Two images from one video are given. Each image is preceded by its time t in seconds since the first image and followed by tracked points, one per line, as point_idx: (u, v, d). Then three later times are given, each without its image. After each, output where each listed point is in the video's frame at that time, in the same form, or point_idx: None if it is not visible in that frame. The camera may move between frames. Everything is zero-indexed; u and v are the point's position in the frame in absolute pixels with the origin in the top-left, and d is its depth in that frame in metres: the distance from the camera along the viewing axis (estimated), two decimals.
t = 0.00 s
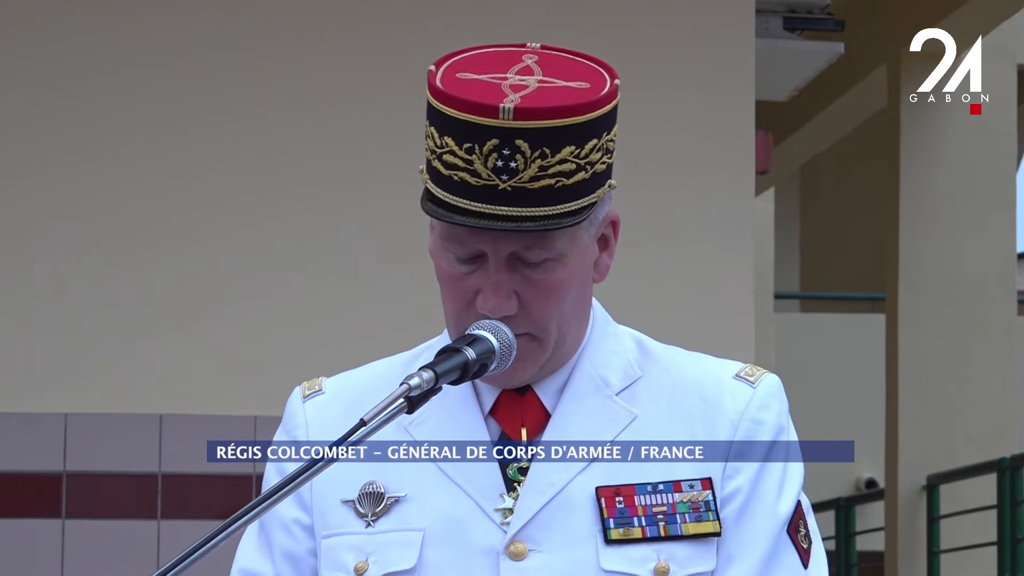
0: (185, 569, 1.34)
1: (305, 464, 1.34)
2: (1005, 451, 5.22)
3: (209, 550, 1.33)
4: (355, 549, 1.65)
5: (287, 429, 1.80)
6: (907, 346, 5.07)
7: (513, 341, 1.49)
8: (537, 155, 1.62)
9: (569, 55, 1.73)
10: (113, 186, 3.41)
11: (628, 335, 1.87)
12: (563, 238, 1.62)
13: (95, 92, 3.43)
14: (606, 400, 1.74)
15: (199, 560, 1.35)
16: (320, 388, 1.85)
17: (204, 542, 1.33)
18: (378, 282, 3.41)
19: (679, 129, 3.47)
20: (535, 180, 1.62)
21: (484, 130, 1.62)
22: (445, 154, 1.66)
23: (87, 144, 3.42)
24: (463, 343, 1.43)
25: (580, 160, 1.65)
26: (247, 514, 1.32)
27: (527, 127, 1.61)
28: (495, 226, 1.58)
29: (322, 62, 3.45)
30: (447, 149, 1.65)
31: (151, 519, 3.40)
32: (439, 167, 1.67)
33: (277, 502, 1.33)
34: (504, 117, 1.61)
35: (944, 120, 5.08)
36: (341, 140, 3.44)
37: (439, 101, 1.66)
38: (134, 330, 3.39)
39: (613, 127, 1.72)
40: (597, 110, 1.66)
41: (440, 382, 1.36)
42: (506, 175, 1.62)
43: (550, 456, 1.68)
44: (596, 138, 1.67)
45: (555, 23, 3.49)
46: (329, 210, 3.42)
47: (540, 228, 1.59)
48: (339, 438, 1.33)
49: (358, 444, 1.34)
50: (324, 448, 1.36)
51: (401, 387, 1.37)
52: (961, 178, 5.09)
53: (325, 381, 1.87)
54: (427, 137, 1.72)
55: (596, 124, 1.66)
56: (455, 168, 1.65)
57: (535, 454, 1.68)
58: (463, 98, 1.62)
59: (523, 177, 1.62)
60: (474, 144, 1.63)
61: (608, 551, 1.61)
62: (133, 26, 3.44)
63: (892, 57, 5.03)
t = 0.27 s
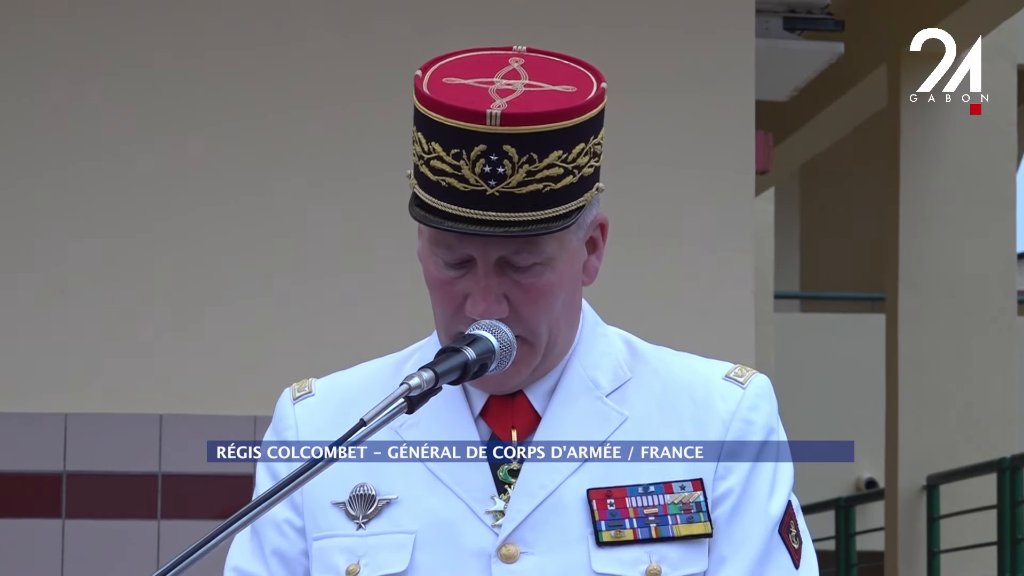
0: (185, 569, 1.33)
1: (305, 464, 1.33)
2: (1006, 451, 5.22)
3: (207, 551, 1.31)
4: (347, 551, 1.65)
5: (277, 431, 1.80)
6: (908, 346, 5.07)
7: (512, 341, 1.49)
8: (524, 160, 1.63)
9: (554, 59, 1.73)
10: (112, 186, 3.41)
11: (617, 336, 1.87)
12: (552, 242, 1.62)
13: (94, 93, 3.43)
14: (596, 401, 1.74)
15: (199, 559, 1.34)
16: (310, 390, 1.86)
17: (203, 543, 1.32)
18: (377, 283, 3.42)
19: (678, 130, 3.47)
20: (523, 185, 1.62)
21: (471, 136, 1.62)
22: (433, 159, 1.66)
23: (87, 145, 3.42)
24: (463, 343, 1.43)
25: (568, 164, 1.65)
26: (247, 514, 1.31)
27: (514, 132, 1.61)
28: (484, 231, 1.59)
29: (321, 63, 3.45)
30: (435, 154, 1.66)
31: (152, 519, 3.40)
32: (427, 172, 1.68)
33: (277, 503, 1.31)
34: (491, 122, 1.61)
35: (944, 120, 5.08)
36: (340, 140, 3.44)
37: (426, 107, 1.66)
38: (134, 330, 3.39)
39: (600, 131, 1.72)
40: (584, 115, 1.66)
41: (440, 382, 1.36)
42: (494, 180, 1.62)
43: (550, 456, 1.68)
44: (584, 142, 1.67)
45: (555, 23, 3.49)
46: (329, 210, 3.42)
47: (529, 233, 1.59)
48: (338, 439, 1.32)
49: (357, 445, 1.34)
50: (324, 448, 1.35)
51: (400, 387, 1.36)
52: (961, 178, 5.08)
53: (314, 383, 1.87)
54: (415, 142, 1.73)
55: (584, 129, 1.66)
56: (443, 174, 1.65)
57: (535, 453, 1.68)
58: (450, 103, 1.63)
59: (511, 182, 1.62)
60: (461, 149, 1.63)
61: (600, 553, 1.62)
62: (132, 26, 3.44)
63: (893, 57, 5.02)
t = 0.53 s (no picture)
0: (185, 568, 1.33)
1: (305, 464, 1.34)
2: (1006, 451, 5.22)
3: (208, 551, 1.31)
4: (344, 548, 1.65)
5: (272, 429, 1.80)
6: (908, 346, 5.07)
7: (512, 342, 1.49)
8: (523, 157, 1.63)
9: (551, 59, 1.73)
10: (113, 186, 3.42)
11: (612, 336, 1.88)
12: (550, 240, 1.62)
13: (94, 93, 3.43)
14: (593, 399, 1.74)
15: (199, 559, 1.34)
16: (305, 389, 1.85)
17: (204, 542, 1.32)
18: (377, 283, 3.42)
19: (679, 130, 3.47)
20: (521, 182, 1.62)
21: (470, 133, 1.62)
22: (431, 157, 1.66)
23: (87, 144, 3.42)
24: (463, 343, 1.43)
25: (566, 162, 1.65)
26: (247, 515, 1.31)
27: (513, 129, 1.61)
28: (482, 228, 1.59)
29: (321, 63, 3.45)
30: (433, 152, 1.65)
31: (152, 519, 3.40)
32: (424, 170, 1.67)
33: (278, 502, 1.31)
34: (490, 119, 1.61)
35: (944, 120, 5.08)
36: (341, 140, 3.44)
37: (425, 105, 1.66)
38: (133, 330, 3.39)
39: (596, 129, 1.72)
40: (582, 114, 1.66)
41: (441, 382, 1.36)
42: (493, 177, 1.62)
43: (550, 456, 1.68)
44: (581, 140, 1.67)
45: (554, 24, 3.49)
46: (329, 210, 3.42)
47: (527, 229, 1.59)
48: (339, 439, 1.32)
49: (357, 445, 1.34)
50: (324, 448, 1.35)
51: (401, 387, 1.36)
52: (962, 178, 5.08)
53: (309, 381, 1.87)
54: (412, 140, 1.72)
55: (581, 127, 1.67)
56: (441, 171, 1.65)
57: (534, 453, 1.68)
58: (449, 101, 1.62)
59: (510, 179, 1.62)
60: (460, 146, 1.63)
61: (598, 549, 1.62)
62: (132, 26, 3.44)
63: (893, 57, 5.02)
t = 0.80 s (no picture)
0: (185, 568, 1.33)
1: (305, 464, 1.34)
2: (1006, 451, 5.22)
3: (208, 550, 1.31)
4: (343, 545, 1.65)
5: (272, 428, 1.80)
6: (908, 346, 5.07)
7: (512, 342, 1.49)
8: (525, 151, 1.63)
9: (551, 59, 1.74)
10: (113, 187, 3.42)
11: (613, 336, 1.88)
12: (551, 235, 1.63)
13: (94, 93, 3.43)
14: (592, 398, 1.74)
15: (198, 560, 1.34)
16: (305, 387, 1.86)
17: (203, 542, 1.32)
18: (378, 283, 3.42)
19: (678, 130, 3.47)
20: (524, 176, 1.62)
21: (473, 126, 1.62)
22: (433, 152, 1.66)
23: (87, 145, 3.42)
24: (463, 343, 1.43)
25: (568, 158, 1.65)
26: (248, 515, 1.31)
27: (516, 122, 1.61)
28: (484, 222, 1.59)
29: (322, 63, 3.45)
30: (435, 146, 1.65)
31: (151, 519, 3.40)
32: (426, 165, 1.67)
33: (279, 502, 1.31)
34: (493, 112, 1.61)
35: (944, 120, 5.08)
36: (341, 140, 3.44)
37: (427, 99, 1.66)
38: (134, 330, 3.39)
39: (597, 127, 1.73)
40: (583, 110, 1.67)
41: (441, 383, 1.36)
42: (496, 171, 1.62)
43: (550, 456, 1.68)
44: (582, 136, 1.68)
45: (555, 24, 3.49)
46: (329, 210, 3.42)
47: (529, 223, 1.59)
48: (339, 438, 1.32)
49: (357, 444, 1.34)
50: (324, 448, 1.35)
51: (400, 387, 1.36)
52: (962, 178, 5.08)
53: (309, 380, 1.87)
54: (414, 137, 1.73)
55: (582, 123, 1.67)
56: (444, 165, 1.64)
57: (535, 453, 1.68)
58: (452, 94, 1.62)
59: (512, 173, 1.62)
60: (463, 139, 1.63)
61: (599, 547, 1.62)
62: (132, 27, 3.44)
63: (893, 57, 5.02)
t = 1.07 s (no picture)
0: (185, 568, 1.33)
1: (304, 464, 1.33)
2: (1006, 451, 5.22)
3: (208, 550, 1.31)
4: (346, 544, 1.65)
5: (275, 427, 1.80)
6: (908, 346, 5.07)
7: (512, 342, 1.49)
8: (529, 151, 1.63)
9: (555, 60, 1.74)
10: (112, 187, 3.41)
11: (618, 337, 1.88)
12: (556, 235, 1.62)
13: (94, 93, 3.43)
14: (597, 398, 1.74)
15: (198, 560, 1.34)
16: (309, 386, 1.86)
17: (203, 542, 1.31)
18: (378, 283, 3.41)
19: (679, 130, 3.47)
20: (528, 176, 1.62)
21: (477, 127, 1.62)
22: (437, 152, 1.66)
23: (87, 145, 3.42)
24: (463, 343, 1.43)
25: (572, 158, 1.65)
26: (247, 515, 1.31)
27: (519, 122, 1.61)
28: (489, 222, 1.59)
29: (322, 63, 3.45)
30: (439, 147, 1.65)
31: (151, 519, 3.40)
32: (430, 165, 1.67)
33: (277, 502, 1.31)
34: (496, 113, 1.61)
35: (944, 120, 5.08)
36: (341, 140, 3.44)
37: (431, 99, 1.66)
38: (133, 330, 3.39)
39: (602, 127, 1.73)
40: (587, 109, 1.67)
41: (440, 383, 1.36)
42: (500, 171, 1.62)
43: (550, 456, 1.68)
44: (587, 136, 1.68)
45: (555, 24, 3.49)
46: (329, 210, 3.42)
47: (534, 223, 1.59)
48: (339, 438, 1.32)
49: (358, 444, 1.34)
50: (324, 448, 1.34)
51: (401, 387, 1.36)
52: (961, 178, 5.08)
53: (313, 380, 1.87)
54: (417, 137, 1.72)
55: (587, 122, 1.67)
56: (447, 166, 1.65)
57: (535, 453, 1.67)
58: (456, 94, 1.63)
59: (516, 173, 1.62)
60: (467, 140, 1.63)
61: (603, 548, 1.61)
62: (132, 26, 3.44)
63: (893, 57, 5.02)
